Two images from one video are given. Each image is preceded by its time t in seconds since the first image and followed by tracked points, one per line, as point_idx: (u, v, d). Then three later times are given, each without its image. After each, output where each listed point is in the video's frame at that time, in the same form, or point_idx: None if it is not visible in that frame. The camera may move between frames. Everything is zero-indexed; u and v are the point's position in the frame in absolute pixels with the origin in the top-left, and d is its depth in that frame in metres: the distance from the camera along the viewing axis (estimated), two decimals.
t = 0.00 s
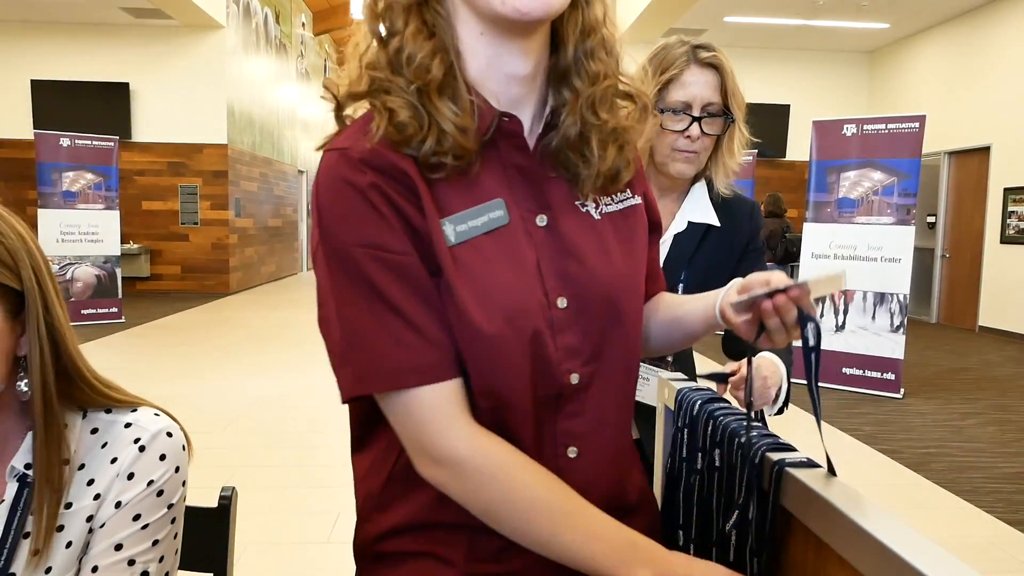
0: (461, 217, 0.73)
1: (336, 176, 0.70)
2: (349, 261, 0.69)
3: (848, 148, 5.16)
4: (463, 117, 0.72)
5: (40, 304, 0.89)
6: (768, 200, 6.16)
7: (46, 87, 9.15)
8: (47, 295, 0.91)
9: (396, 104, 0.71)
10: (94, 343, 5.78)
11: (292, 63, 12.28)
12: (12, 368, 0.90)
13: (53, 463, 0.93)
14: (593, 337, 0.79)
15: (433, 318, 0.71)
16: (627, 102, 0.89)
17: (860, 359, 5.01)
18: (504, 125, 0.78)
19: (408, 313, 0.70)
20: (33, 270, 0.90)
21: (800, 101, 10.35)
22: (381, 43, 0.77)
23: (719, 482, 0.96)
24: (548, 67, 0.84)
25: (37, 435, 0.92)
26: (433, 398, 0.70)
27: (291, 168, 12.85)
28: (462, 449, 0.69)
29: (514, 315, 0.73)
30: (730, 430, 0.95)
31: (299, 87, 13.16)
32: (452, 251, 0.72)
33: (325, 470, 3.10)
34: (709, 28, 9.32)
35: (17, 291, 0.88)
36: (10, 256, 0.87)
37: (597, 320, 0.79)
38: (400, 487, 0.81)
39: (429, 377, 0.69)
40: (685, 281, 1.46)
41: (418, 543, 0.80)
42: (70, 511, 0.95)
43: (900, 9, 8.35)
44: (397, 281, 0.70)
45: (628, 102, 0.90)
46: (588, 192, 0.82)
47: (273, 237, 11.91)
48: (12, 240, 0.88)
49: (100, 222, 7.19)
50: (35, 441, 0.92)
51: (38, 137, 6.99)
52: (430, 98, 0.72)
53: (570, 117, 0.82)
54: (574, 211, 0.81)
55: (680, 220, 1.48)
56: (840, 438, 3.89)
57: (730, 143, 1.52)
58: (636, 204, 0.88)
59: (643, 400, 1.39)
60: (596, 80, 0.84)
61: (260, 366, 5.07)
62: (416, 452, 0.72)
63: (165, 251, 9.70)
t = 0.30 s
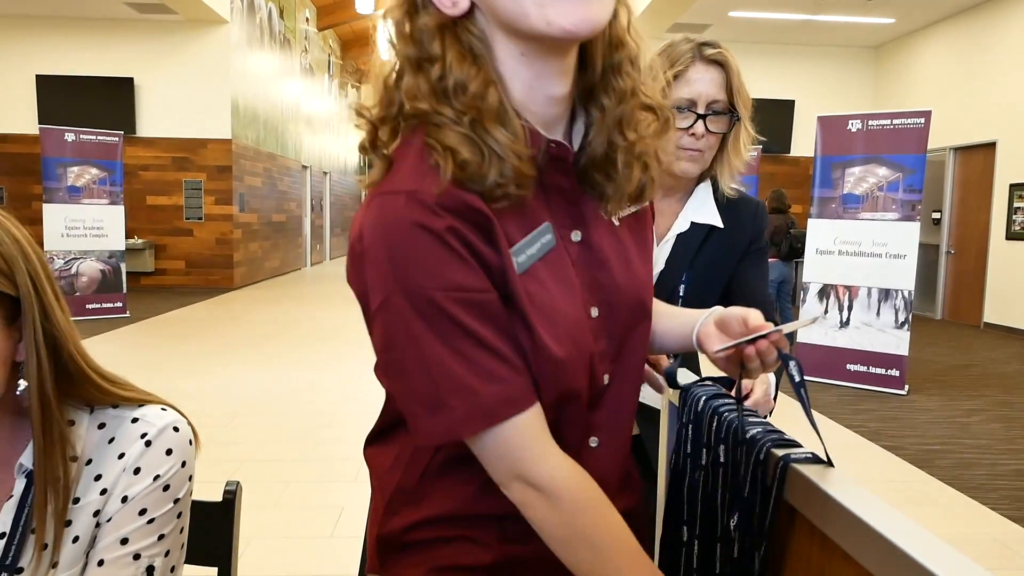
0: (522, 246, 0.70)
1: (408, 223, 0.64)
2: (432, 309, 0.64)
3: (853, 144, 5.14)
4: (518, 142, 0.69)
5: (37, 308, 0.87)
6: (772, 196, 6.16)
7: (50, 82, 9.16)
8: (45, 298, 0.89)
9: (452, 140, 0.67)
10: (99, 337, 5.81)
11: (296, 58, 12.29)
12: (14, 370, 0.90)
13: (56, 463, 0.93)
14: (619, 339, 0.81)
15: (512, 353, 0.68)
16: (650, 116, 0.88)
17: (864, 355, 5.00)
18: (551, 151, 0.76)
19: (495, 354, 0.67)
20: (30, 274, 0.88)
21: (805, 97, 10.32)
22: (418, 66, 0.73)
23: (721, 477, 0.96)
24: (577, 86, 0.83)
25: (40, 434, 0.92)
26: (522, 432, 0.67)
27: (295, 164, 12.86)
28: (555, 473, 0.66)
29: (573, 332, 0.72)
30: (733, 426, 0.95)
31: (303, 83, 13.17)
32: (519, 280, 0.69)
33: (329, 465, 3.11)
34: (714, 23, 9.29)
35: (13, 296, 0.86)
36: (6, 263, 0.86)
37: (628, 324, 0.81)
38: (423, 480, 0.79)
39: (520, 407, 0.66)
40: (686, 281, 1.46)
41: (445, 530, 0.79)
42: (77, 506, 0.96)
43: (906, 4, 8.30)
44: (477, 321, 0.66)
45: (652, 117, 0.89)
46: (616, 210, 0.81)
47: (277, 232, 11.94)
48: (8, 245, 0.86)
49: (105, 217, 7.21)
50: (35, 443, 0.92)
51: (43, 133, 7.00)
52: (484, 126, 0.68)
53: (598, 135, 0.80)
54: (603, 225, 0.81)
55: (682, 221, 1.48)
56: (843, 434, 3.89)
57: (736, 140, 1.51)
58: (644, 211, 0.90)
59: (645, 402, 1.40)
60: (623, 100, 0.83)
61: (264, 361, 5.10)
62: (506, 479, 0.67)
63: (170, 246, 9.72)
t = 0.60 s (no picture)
0: (533, 259, 0.71)
1: (426, 236, 0.65)
2: (438, 324, 0.65)
3: (854, 143, 5.14)
4: (535, 159, 0.69)
5: (35, 311, 0.87)
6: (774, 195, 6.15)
7: (52, 81, 9.17)
8: (43, 298, 0.89)
9: (477, 158, 0.67)
10: (101, 336, 5.82)
11: (298, 57, 12.29)
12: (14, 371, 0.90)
13: (55, 462, 0.93)
14: (622, 343, 0.82)
15: (515, 366, 0.70)
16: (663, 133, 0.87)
17: (865, 354, 4.99)
18: (570, 164, 0.77)
19: (494, 371, 0.68)
20: (28, 276, 0.88)
21: (806, 96, 10.31)
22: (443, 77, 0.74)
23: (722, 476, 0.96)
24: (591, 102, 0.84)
25: (39, 435, 0.92)
26: (500, 448, 0.69)
27: (297, 163, 12.88)
28: (524, 490, 0.68)
29: (582, 345, 0.73)
30: (733, 423, 0.95)
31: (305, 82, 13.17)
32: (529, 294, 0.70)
33: (330, 465, 3.11)
34: (716, 21, 9.27)
35: (12, 298, 0.86)
36: (5, 265, 0.86)
37: (632, 332, 0.82)
38: (426, 476, 0.80)
39: (509, 425, 0.68)
40: (692, 284, 1.46)
41: (449, 525, 0.79)
42: (77, 506, 0.96)
43: (908, 3, 8.29)
44: (486, 338, 0.67)
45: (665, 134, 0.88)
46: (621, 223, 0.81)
47: (279, 231, 11.95)
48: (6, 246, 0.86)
49: (107, 216, 7.22)
50: (35, 444, 0.92)
51: (45, 132, 7.01)
52: (502, 143, 0.69)
53: (608, 149, 0.80)
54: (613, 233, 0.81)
55: (689, 222, 1.47)
56: (843, 433, 3.89)
57: (742, 143, 1.51)
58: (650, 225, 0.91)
59: (645, 403, 1.40)
60: (637, 117, 0.83)
61: (266, 360, 5.11)
62: (475, 486, 0.70)
63: (171, 245, 9.73)
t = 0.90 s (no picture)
0: (509, 236, 0.73)
1: (400, 200, 0.67)
2: (408, 287, 0.67)
3: (854, 144, 5.14)
4: (514, 138, 0.71)
5: (36, 312, 0.88)
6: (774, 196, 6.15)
7: (53, 84, 9.18)
8: (44, 300, 0.89)
9: (454, 126, 0.70)
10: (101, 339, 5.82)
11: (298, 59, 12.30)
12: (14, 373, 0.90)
13: (55, 463, 0.93)
14: (613, 336, 0.81)
15: (487, 338, 0.71)
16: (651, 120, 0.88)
17: (865, 355, 4.99)
18: (549, 146, 0.78)
19: (463, 341, 0.69)
20: (28, 277, 0.88)
21: (806, 97, 10.32)
22: (432, 57, 0.76)
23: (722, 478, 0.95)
24: (581, 87, 0.84)
25: (39, 437, 0.92)
26: (467, 425, 0.70)
27: (297, 165, 12.88)
28: (489, 472, 0.69)
29: (559, 323, 0.74)
30: (733, 426, 0.95)
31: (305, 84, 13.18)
32: (503, 269, 0.71)
33: (330, 467, 3.10)
34: (715, 23, 9.28)
35: (14, 300, 0.87)
36: (7, 266, 0.86)
37: (623, 325, 0.81)
38: (420, 476, 0.80)
39: (474, 399, 0.69)
40: (697, 285, 1.46)
41: (447, 526, 0.79)
42: (77, 508, 0.96)
43: (908, 4, 8.30)
44: (455, 306, 0.68)
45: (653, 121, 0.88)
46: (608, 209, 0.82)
47: (279, 233, 11.95)
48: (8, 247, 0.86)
49: (107, 218, 7.22)
50: (36, 445, 0.92)
51: (46, 134, 7.02)
52: (484, 122, 0.71)
53: (597, 135, 0.82)
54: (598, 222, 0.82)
55: (693, 223, 1.47)
56: (844, 434, 3.88)
57: (746, 145, 1.50)
58: (643, 213, 0.91)
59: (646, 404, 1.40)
60: (625, 101, 0.84)
61: (266, 362, 5.10)
62: (446, 466, 0.71)
63: (171, 247, 9.73)
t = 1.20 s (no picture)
0: (478, 220, 0.73)
1: (359, 190, 0.69)
2: (367, 275, 0.68)
3: (853, 144, 5.15)
4: (480, 126, 0.72)
5: (32, 317, 0.87)
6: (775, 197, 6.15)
7: (52, 88, 9.19)
8: (41, 305, 0.89)
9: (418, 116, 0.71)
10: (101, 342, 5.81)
11: (297, 62, 12.31)
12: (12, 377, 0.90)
13: (55, 469, 0.93)
14: (604, 321, 0.80)
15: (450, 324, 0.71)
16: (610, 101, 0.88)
17: (865, 355, 4.98)
18: (518, 127, 0.78)
19: (424, 328, 0.69)
20: (24, 281, 0.87)
21: (806, 98, 10.32)
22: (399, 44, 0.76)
23: (722, 478, 0.95)
24: (548, 72, 0.84)
25: (38, 442, 0.92)
26: (430, 414, 0.70)
27: (297, 168, 12.88)
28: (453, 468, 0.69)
29: (532, 303, 0.73)
30: (734, 426, 0.94)
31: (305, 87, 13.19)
32: (469, 252, 0.72)
33: (331, 470, 3.09)
34: (715, 24, 9.28)
35: (11, 305, 0.86)
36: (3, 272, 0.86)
37: (611, 309, 0.80)
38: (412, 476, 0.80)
39: (436, 390, 0.70)
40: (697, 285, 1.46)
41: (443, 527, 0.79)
42: (77, 512, 0.96)
43: (906, 4, 8.31)
44: (417, 294, 0.69)
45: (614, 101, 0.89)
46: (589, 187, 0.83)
47: (279, 236, 11.95)
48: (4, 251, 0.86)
49: (107, 222, 7.21)
50: (34, 451, 0.92)
51: (45, 139, 7.02)
52: (450, 110, 0.72)
53: (571, 117, 0.82)
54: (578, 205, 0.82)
55: (693, 223, 1.47)
56: (845, 434, 3.87)
57: (744, 145, 1.50)
58: (628, 197, 0.88)
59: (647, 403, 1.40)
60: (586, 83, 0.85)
61: (266, 365, 5.09)
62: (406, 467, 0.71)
63: (171, 250, 9.73)
